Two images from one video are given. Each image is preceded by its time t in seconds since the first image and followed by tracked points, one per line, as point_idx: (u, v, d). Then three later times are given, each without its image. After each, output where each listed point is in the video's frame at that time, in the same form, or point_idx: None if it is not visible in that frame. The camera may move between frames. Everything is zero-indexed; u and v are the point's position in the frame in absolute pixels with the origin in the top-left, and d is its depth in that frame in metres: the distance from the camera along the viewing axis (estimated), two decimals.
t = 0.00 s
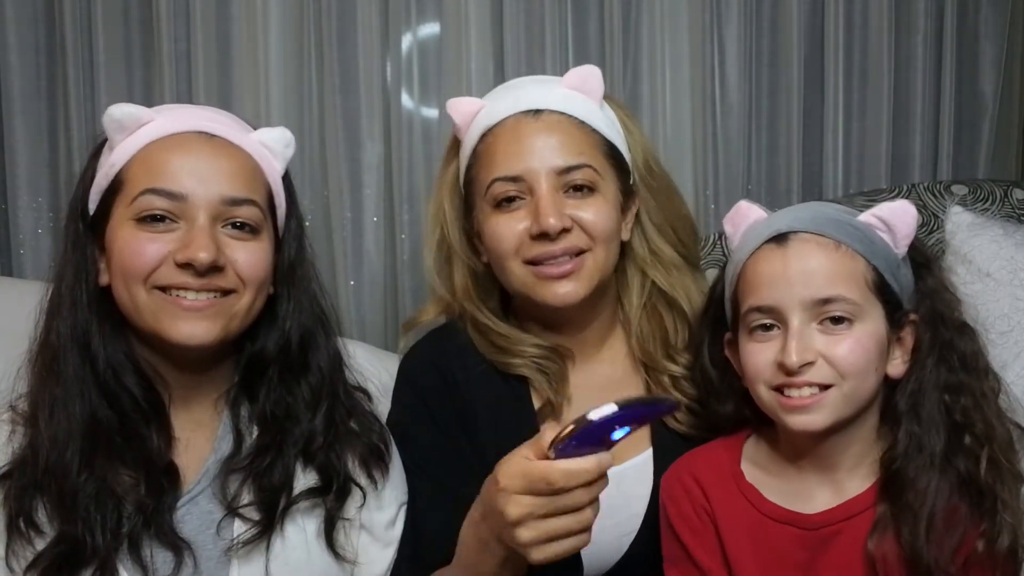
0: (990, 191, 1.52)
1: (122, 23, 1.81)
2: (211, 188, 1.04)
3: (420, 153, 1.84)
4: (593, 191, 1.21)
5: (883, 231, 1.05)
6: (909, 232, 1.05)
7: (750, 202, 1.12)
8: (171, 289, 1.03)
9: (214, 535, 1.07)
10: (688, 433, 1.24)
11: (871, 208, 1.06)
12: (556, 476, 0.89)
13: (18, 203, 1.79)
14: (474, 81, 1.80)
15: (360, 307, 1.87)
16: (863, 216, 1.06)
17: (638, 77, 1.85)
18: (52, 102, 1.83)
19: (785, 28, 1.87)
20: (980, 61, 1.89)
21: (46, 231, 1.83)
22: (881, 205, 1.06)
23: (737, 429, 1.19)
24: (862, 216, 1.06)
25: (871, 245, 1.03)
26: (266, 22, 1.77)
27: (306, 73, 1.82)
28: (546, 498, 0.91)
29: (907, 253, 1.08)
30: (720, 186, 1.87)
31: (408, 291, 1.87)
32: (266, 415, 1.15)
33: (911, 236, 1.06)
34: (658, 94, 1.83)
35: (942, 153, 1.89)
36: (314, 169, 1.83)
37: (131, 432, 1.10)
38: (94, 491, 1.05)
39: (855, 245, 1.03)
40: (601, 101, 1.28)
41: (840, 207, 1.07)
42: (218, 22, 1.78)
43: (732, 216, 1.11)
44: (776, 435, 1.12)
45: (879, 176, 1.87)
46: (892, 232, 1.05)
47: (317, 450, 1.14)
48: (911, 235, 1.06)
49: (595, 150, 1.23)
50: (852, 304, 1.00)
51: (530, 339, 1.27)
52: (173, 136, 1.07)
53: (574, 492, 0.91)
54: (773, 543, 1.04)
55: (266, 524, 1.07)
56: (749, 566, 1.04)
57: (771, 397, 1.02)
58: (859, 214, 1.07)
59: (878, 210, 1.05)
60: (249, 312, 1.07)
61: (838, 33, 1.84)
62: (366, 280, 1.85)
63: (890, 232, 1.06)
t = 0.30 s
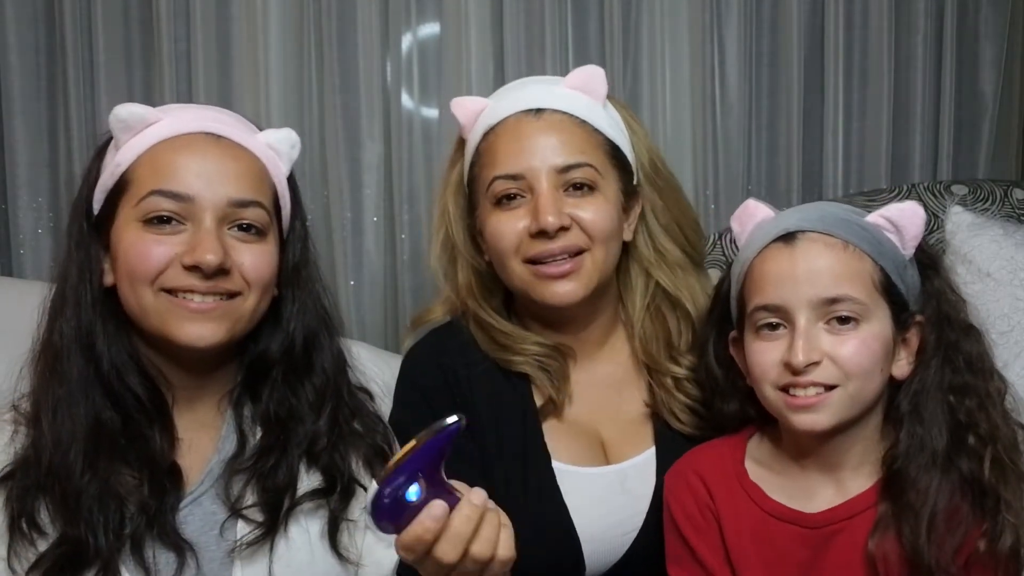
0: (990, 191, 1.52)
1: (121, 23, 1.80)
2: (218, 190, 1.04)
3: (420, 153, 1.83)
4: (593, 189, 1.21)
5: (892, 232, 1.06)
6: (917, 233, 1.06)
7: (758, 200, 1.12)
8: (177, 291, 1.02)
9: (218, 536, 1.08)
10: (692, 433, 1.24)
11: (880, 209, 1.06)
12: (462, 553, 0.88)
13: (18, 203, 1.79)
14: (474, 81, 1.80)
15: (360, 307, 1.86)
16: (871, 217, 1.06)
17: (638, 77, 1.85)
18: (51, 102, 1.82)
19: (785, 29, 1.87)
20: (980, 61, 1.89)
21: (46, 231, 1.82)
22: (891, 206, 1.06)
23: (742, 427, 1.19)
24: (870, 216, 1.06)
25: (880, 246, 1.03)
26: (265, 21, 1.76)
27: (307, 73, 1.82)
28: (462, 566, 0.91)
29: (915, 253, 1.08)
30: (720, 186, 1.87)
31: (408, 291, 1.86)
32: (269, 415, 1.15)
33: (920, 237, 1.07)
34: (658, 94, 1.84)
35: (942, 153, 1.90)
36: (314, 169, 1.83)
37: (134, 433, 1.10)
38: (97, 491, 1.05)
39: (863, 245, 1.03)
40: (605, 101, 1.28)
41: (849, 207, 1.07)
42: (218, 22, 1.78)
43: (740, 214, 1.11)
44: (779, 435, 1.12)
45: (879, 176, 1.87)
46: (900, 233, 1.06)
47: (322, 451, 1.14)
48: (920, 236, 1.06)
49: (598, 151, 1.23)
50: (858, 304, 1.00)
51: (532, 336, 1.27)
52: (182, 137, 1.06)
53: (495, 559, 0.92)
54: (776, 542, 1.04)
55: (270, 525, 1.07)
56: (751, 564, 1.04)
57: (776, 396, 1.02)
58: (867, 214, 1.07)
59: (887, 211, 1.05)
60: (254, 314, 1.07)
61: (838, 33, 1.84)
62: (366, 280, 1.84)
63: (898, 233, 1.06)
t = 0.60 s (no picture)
0: (990, 191, 1.52)
1: (122, 23, 1.80)
2: (247, 204, 1.03)
3: (420, 153, 1.84)
4: (592, 190, 1.21)
5: (890, 233, 1.05)
6: (916, 234, 1.06)
7: (757, 198, 1.11)
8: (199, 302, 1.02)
9: (219, 537, 1.08)
10: (689, 431, 1.24)
11: (879, 210, 1.06)
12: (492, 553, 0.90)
13: (18, 203, 1.79)
14: (474, 81, 1.80)
15: (360, 307, 1.87)
16: (870, 217, 1.06)
17: (638, 77, 1.85)
18: (52, 102, 1.82)
19: (785, 29, 1.87)
20: (980, 61, 1.89)
21: (46, 231, 1.82)
22: (890, 207, 1.06)
23: (740, 425, 1.19)
24: (869, 216, 1.06)
25: (877, 245, 1.03)
26: (266, 22, 1.76)
27: (307, 73, 1.82)
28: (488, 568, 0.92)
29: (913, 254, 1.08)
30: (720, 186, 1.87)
31: (408, 291, 1.87)
32: (267, 414, 1.15)
33: (918, 238, 1.07)
34: (658, 94, 1.84)
35: (942, 153, 1.90)
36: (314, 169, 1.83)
37: (138, 434, 1.09)
38: (101, 492, 1.05)
39: (861, 245, 1.03)
40: (601, 102, 1.28)
41: (847, 207, 1.07)
42: (218, 22, 1.78)
43: (740, 213, 1.11)
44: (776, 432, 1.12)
45: (879, 176, 1.87)
46: (898, 234, 1.05)
47: (322, 451, 1.14)
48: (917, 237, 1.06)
49: (595, 151, 1.23)
50: (856, 304, 1.00)
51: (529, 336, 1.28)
52: (207, 146, 1.05)
53: (524, 555, 0.93)
54: (773, 540, 1.04)
55: (271, 524, 1.07)
56: (748, 563, 1.04)
57: (774, 395, 1.02)
58: (866, 215, 1.07)
59: (885, 211, 1.05)
60: (266, 323, 1.08)
61: (838, 33, 1.84)
62: (366, 280, 1.84)
63: (897, 234, 1.06)
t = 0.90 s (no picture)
0: (990, 191, 1.52)
1: (122, 23, 1.81)
2: (252, 204, 1.03)
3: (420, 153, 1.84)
4: (590, 191, 1.21)
5: (882, 232, 1.05)
6: (907, 232, 1.06)
7: (750, 198, 1.12)
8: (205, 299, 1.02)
9: (219, 538, 1.08)
10: (686, 431, 1.24)
11: (871, 208, 1.06)
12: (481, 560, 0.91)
13: (18, 203, 1.79)
14: (474, 81, 1.80)
15: (360, 307, 1.87)
16: (862, 216, 1.06)
17: (638, 77, 1.85)
18: (52, 102, 1.83)
19: (785, 29, 1.87)
20: (980, 61, 1.89)
21: (46, 231, 1.82)
22: (881, 205, 1.06)
23: (735, 426, 1.20)
24: (861, 215, 1.06)
25: (871, 244, 1.03)
26: (266, 21, 1.76)
27: (306, 73, 1.82)
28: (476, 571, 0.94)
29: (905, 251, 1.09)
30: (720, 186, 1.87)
31: (408, 291, 1.87)
32: (264, 411, 1.15)
33: (910, 236, 1.07)
34: (658, 94, 1.84)
35: (942, 153, 1.89)
36: (314, 169, 1.83)
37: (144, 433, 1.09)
38: (104, 488, 1.05)
39: (855, 244, 1.03)
40: (598, 101, 1.28)
41: (840, 207, 1.07)
42: (218, 22, 1.79)
43: (733, 213, 1.11)
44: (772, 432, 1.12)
45: (879, 176, 1.87)
46: (891, 233, 1.05)
47: (320, 447, 1.14)
48: (909, 235, 1.06)
49: (593, 153, 1.23)
50: (850, 303, 1.00)
51: (526, 336, 1.28)
52: (211, 146, 1.05)
53: (513, 558, 0.95)
54: (771, 540, 1.04)
55: (271, 521, 1.07)
56: (747, 564, 1.04)
57: (770, 395, 1.02)
58: (858, 213, 1.07)
59: (878, 210, 1.05)
60: (267, 321, 1.08)
61: (838, 33, 1.84)
62: (366, 280, 1.85)
63: (889, 232, 1.06)
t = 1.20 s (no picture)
0: (990, 191, 1.52)
1: (122, 23, 1.81)
2: (247, 210, 1.03)
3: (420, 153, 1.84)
4: (589, 195, 1.21)
5: (886, 233, 1.06)
6: (911, 234, 1.06)
7: (753, 198, 1.12)
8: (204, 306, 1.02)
9: (224, 539, 1.08)
10: (686, 432, 1.24)
11: (875, 210, 1.07)
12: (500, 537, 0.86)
13: (18, 203, 1.79)
14: (475, 81, 1.80)
15: (360, 307, 1.86)
16: (867, 218, 1.07)
17: (638, 77, 1.85)
18: (52, 102, 1.82)
19: (785, 29, 1.87)
20: (980, 61, 1.89)
21: (46, 231, 1.82)
22: (885, 208, 1.06)
23: (735, 426, 1.19)
24: (865, 218, 1.06)
25: (874, 246, 1.03)
26: (266, 21, 1.76)
27: (306, 73, 1.82)
28: (492, 556, 0.88)
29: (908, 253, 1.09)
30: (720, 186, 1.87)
31: (408, 291, 1.87)
32: (263, 411, 1.15)
33: (914, 239, 1.07)
34: (658, 94, 1.84)
35: (942, 153, 1.90)
36: (314, 170, 1.83)
37: (145, 436, 1.09)
38: (110, 496, 1.05)
39: (858, 245, 1.03)
40: (597, 102, 1.28)
41: (843, 208, 1.07)
42: (218, 22, 1.78)
43: (735, 213, 1.11)
44: (771, 433, 1.12)
45: (879, 177, 1.87)
46: (895, 235, 1.06)
47: (320, 445, 1.14)
48: (914, 237, 1.07)
49: (593, 154, 1.23)
50: (852, 303, 1.00)
51: (526, 337, 1.28)
52: (202, 150, 1.04)
53: (532, 543, 0.89)
54: (771, 541, 1.04)
55: (275, 519, 1.07)
56: (749, 564, 1.04)
57: (770, 393, 1.02)
58: (862, 215, 1.07)
59: (882, 212, 1.06)
60: (264, 323, 1.08)
61: (838, 33, 1.84)
62: (366, 280, 1.84)
63: (893, 234, 1.06)
